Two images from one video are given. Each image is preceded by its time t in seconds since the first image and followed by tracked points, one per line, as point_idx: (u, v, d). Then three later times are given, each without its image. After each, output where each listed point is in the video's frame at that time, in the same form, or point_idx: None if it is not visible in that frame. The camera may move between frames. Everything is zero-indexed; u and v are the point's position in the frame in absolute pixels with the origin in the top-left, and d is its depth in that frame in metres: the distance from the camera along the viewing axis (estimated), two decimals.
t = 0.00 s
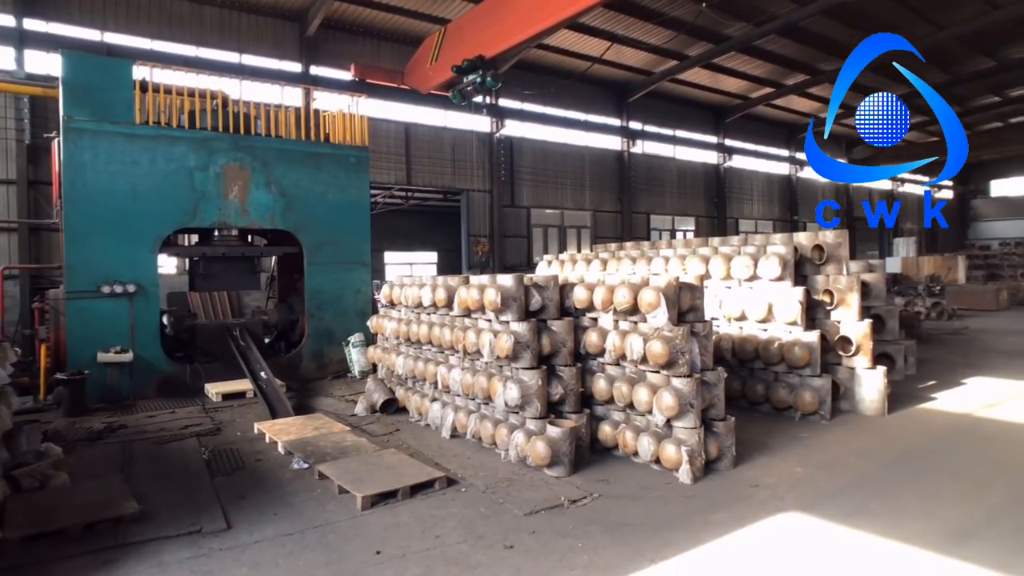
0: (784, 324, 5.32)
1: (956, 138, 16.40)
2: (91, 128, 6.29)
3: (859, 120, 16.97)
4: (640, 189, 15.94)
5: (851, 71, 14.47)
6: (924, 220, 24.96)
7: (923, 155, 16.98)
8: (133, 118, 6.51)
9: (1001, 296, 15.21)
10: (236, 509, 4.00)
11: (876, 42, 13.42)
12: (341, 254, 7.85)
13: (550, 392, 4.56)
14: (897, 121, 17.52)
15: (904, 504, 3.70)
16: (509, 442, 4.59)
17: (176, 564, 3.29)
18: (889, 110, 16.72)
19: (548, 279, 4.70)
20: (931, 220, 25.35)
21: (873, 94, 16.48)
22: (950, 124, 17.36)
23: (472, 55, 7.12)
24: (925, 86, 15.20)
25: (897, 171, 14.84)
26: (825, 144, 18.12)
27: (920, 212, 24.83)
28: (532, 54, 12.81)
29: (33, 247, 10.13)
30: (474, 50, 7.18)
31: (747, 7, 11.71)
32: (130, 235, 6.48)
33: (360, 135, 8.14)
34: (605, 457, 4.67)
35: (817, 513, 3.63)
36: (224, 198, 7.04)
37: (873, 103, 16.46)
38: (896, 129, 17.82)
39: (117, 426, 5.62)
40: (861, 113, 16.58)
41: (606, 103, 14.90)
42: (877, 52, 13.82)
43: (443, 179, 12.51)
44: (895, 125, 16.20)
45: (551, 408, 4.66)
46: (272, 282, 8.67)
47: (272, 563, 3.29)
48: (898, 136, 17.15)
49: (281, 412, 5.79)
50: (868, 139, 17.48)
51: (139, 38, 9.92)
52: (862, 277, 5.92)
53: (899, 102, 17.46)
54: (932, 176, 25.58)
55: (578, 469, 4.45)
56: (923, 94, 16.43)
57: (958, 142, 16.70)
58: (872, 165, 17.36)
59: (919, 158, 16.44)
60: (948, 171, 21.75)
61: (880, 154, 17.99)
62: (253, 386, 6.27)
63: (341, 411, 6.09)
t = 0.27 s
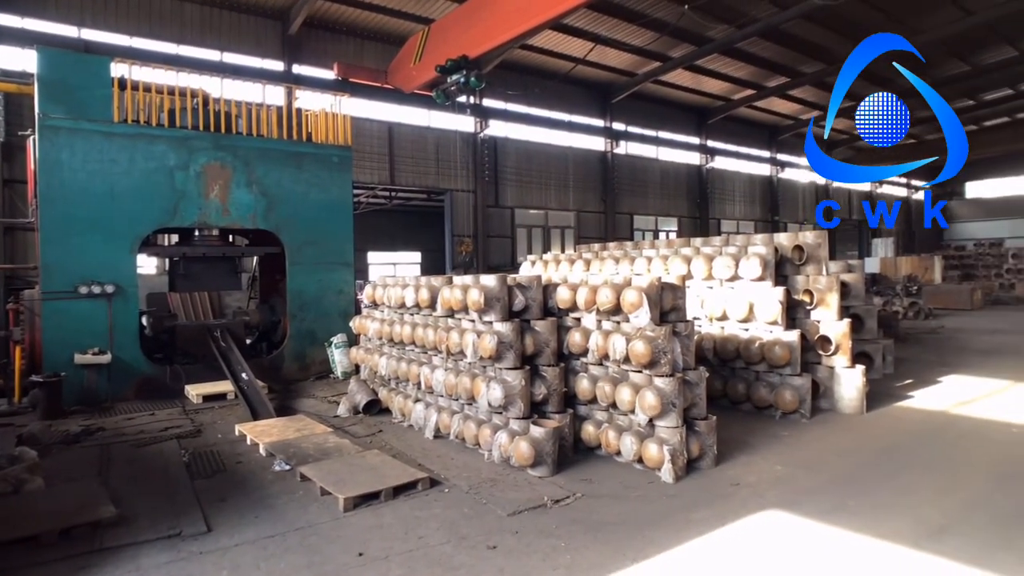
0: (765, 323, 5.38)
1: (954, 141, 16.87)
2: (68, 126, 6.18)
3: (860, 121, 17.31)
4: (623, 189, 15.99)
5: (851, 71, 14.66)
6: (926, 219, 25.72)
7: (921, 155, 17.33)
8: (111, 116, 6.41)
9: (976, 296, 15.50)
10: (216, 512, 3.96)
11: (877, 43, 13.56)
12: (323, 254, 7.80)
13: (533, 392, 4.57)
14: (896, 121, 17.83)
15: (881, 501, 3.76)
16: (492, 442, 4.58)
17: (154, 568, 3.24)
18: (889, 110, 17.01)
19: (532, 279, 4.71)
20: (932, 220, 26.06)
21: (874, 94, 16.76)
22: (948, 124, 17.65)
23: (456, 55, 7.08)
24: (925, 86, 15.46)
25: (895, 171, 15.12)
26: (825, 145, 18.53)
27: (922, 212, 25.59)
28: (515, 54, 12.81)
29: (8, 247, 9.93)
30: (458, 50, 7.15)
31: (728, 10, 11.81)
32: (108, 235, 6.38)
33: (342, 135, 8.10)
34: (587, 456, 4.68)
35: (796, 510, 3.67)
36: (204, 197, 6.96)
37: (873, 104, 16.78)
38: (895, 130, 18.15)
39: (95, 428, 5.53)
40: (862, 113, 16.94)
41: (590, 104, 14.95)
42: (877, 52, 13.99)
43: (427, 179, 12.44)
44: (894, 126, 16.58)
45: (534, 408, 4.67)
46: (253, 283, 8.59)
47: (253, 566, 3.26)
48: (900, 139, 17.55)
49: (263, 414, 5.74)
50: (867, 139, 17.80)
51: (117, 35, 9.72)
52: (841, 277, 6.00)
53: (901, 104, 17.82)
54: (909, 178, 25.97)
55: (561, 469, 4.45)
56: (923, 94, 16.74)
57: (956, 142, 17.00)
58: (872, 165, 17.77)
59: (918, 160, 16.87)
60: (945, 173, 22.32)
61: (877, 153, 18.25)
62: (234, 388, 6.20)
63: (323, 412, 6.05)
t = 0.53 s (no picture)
0: (746, 323, 5.42)
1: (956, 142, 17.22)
2: (45, 125, 6.08)
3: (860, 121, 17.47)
4: (607, 190, 16.05)
5: (851, 71, 14.85)
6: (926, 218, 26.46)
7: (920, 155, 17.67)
8: (89, 114, 6.31)
9: (953, 296, 15.79)
10: (197, 515, 3.92)
11: (878, 44, 13.95)
12: (305, 254, 7.75)
13: (517, 392, 4.57)
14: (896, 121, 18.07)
15: (859, 498, 3.81)
16: (476, 443, 4.58)
17: (132, 573, 3.20)
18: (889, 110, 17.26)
19: (515, 279, 4.71)
20: (932, 218, 26.68)
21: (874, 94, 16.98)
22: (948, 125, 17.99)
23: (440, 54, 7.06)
24: (926, 87, 15.72)
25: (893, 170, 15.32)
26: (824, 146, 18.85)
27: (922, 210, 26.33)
28: (499, 55, 12.80)
29: None
30: (442, 50, 7.13)
31: (711, 13, 11.91)
32: (86, 235, 6.29)
33: (325, 134, 8.05)
34: (571, 456, 4.69)
35: (777, 509, 3.71)
36: (185, 197, 6.88)
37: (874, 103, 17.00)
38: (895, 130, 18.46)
39: (72, 431, 5.44)
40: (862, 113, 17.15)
41: (574, 105, 14.99)
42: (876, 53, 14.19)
43: (410, 179, 12.37)
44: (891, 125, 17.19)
45: (518, 408, 4.67)
46: (235, 283, 8.51)
47: (234, 569, 3.23)
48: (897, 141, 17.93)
49: (244, 415, 5.69)
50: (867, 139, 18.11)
51: (95, 32, 9.33)
52: (822, 278, 6.07)
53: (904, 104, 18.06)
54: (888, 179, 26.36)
55: (545, 469, 4.46)
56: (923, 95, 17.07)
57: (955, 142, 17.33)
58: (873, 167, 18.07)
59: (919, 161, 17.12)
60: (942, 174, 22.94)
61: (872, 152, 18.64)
62: (215, 389, 6.14)
63: (306, 413, 6.01)
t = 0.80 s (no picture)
0: (729, 323, 5.47)
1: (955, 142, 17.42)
2: (21, 122, 5.97)
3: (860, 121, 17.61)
4: (592, 190, 16.09)
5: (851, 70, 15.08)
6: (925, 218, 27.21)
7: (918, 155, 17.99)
8: (67, 112, 6.21)
9: (931, 295, 16.03)
10: (177, 518, 3.87)
11: (876, 44, 14.05)
12: (288, 254, 7.69)
13: (501, 392, 4.57)
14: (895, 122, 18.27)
15: (839, 495, 3.85)
16: (460, 444, 4.57)
17: None
18: (888, 110, 17.48)
19: (500, 279, 4.71)
20: (931, 218, 27.33)
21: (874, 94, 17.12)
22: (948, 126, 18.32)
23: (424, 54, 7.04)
24: (926, 87, 15.88)
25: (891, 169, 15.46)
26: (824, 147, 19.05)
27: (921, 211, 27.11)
28: (484, 54, 12.79)
29: None
30: (426, 49, 7.11)
31: (695, 14, 12.00)
32: (63, 235, 6.20)
33: (309, 133, 7.99)
34: (555, 456, 4.70)
35: (759, 506, 3.75)
36: (165, 196, 6.80)
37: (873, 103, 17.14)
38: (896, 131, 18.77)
39: (49, 434, 5.35)
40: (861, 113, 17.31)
41: (558, 105, 15.01)
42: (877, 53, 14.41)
43: (395, 179, 12.30)
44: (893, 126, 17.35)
45: (503, 409, 4.66)
46: (217, 283, 8.41)
47: (215, 573, 3.19)
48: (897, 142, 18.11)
49: (226, 417, 5.64)
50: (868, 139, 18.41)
51: (72, 28, 9.14)
52: (803, 278, 6.14)
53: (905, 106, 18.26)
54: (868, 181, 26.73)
55: (529, 469, 4.46)
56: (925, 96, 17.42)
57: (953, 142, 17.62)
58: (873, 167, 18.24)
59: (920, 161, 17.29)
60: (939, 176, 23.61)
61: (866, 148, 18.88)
62: (197, 391, 6.07)
63: (288, 414, 5.96)
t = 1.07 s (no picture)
0: (713, 323, 5.50)
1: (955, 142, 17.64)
2: None
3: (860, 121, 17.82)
4: (578, 191, 16.13)
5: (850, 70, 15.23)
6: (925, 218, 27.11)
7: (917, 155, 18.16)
8: (46, 109, 6.11)
9: (912, 295, 16.27)
10: (159, 522, 3.82)
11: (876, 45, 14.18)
12: (272, 254, 7.63)
13: (487, 393, 4.56)
14: (896, 122, 18.49)
15: (821, 493, 3.90)
16: (446, 444, 4.56)
17: None
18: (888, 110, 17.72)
19: (485, 280, 4.71)
20: (931, 218, 27.24)
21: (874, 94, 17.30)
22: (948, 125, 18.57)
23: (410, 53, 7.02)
24: (927, 87, 16.05)
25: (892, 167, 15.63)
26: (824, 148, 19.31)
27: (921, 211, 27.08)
28: (470, 55, 12.77)
29: None
30: (413, 49, 7.08)
31: (679, 16, 12.07)
32: (42, 234, 6.10)
33: (293, 133, 7.94)
34: (540, 456, 4.70)
35: (742, 505, 3.78)
36: (147, 196, 6.72)
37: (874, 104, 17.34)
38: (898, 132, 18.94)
39: (28, 437, 5.27)
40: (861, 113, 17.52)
41: (544, 105, 15.03)
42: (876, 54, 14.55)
43: (380, 178, 12.23)
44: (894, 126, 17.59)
45: (489, 409, 4.66)
46: (199, 284, 8.32)
47: None
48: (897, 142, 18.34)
49: (209, 419, 5.57)
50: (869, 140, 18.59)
51: (52, 24, 8.97)
52: (787, 278, 6.20)
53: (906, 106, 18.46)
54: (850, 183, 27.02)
55: (515, 470, 4.46)
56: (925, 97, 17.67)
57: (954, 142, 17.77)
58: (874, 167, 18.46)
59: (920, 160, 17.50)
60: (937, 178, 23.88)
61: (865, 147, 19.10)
62: (179, 392, 6.00)
63: (273, 416, 5.91)
